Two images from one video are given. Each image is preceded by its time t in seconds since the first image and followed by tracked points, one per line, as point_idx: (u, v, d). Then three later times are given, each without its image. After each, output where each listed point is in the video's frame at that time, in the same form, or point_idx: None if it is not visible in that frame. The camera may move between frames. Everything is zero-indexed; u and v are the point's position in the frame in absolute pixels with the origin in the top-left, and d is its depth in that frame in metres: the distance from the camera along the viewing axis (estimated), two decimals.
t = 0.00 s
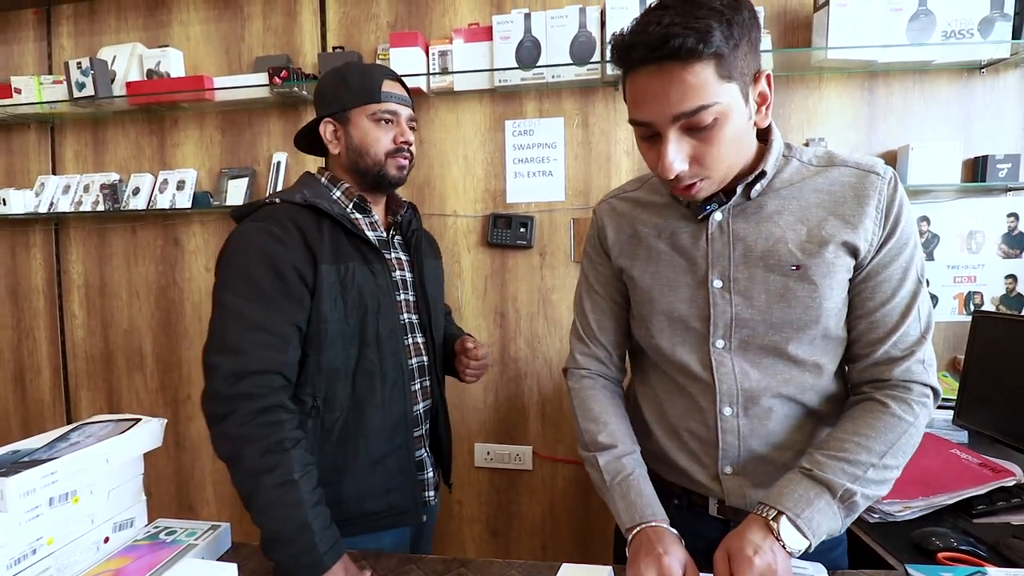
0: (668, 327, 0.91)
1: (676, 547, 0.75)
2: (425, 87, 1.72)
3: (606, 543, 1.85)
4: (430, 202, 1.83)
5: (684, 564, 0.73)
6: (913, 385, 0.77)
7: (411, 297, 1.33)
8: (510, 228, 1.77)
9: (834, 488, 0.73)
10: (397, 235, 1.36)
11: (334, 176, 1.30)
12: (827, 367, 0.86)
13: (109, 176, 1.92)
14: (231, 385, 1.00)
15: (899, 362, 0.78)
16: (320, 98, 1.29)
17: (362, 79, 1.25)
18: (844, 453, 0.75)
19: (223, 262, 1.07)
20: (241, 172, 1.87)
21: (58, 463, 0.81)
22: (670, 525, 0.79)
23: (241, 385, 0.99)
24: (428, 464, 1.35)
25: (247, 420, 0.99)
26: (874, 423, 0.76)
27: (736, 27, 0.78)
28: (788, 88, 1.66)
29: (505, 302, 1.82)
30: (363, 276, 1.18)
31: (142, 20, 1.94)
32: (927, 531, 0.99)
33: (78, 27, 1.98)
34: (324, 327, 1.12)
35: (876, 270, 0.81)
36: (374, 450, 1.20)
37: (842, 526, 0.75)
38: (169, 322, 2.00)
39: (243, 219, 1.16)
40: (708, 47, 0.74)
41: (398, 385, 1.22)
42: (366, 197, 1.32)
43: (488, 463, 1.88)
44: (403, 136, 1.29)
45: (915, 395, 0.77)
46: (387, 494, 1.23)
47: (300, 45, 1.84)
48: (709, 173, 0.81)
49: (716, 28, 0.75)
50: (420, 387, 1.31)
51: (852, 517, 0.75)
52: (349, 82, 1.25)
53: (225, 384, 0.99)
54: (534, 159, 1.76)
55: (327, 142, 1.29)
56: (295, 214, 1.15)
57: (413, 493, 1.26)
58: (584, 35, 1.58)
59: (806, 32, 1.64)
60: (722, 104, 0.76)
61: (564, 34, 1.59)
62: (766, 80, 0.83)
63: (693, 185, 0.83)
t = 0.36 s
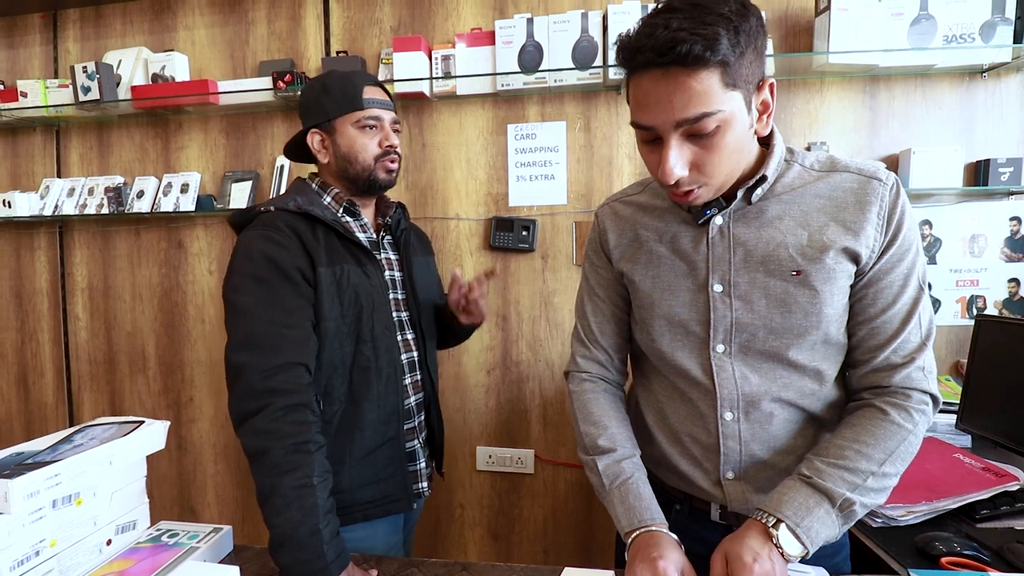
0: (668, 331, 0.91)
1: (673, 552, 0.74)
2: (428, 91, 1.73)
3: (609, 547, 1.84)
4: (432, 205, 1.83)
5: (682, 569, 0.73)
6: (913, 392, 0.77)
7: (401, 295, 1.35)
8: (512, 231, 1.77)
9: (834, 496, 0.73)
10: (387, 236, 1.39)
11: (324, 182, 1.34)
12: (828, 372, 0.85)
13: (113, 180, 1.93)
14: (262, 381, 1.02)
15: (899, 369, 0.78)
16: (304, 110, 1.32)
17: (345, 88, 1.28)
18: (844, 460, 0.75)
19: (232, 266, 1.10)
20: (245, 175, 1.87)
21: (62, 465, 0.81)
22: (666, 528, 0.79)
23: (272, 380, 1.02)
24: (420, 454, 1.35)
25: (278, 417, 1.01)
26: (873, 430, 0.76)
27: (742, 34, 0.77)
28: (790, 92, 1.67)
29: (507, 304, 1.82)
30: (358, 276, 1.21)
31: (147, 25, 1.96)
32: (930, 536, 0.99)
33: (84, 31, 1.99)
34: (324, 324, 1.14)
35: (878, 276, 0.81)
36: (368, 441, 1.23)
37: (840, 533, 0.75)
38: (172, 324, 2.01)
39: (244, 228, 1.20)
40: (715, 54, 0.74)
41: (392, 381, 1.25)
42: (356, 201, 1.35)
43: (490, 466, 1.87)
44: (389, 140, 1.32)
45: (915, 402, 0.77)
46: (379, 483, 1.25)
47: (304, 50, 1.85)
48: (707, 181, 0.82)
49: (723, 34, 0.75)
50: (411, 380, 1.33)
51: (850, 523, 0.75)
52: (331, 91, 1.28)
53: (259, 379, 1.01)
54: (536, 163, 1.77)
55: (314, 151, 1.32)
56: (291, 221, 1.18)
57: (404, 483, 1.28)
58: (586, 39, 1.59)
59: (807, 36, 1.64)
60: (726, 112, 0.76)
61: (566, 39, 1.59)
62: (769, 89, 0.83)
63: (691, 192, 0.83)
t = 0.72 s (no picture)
0: (670, 333, 0.92)
1: (671, 556, 0.74)
2: (431, 97, 1.74)
3: (610, 553, 1.84)
4: (434, 210, 1.84)
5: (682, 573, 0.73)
6: (912, 395, 0.77)
7: (379, 294, 1.36)
8: (514, 237, 1.78)
9: (836, 500, 0.73)
10: (361, 235, 1.40)
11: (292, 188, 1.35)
12: (829, 375, 0.86)
13: (118, 184, 1.94)
14: (238, 389, 1.04)
15: (898, 372, 0.79)
16: (263, 121, 1.36)
17: (297, 90, 1.32)
18: (845, 464, 0.75)
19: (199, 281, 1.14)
20: (249, 180, 1.88)
21: (65, 468, 0.82)
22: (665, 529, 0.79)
23: (247, 388, 1.04)
24: (396, 460, 1.34)
25: (253, 425, 1.02)
26: (874, 434, 0.76)
27: (745, 44, 0.78)
28: (791, 99, 1.67)
29: (509, 309, 1.83)
30: (321, 278, 1.21)
31: (153, 31, 1.97)
32: (932, 543, 0.98)
33: (90, 37, 2.01)
34: (289, 329, 1.15)
35: (877, 281, 0.82)
36: (335, 450, 1.21)
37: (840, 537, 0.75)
38: (174, 328, 2.01)
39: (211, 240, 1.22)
40: (721, 64, 0.75)
41: (360, 386, 1.24)
42: (324, 203, 1.36)
43: (491, 472, 1.87)
44: (347, 133, 1.34)
45: (914, 405, 0.77)
46: (350, 492, 1.23)
47: (309, 55, 1.87)
48: (717, 185, 0.82)
49: (728, 45, 0.76)
50: (389, 383, 1.33)
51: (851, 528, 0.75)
52: (284, 96, 1.32)
53: (235, 388, 1.04)
54: (538, 169, 1.78)
55: (278, 158, 1.36)
56: (251, 229, 1.21)
57: (377, 491, 1.25)
58: (588, 46, 1.60)
59: (808, 43, 1.65)
60: (732, 120, 0.77)
61: (568, 46, 1.61)
62: (772, 95, 0.83)
63: (699, 197, 0.84)
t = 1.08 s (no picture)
0: (674, 334, 0.92)
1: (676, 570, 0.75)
2: (432, 101, 1.75)
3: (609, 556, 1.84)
4: (435, 213, 1.85)
5: None
6: (908, 390, 0.77)
7: (344, 316, 1.36)
8: (514, 240, 1.78)
9: (827, 491, 0.73)
10: (335, 246, 1.40)
11: (262, 189, 1.36)
12: (832, 376, 0.85)
13: (119, 186, 1.95)
14: (192, 410, 1.04)
15: (893, 366, 0.79)
16: (225, 114, 1.33)
17: (263, 87, 1.28)
18: (837, 459, 0.75)
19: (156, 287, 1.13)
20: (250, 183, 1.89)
21: (68, 469, 0.82)
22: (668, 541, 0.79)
23: (203, 409, 1.04)
24: (352, 487, 1.36)
25: (214, 446, 1.03)
26: (868, 428, 0.76)
27: (752, 48, 0.79)
28: (791, 103, 1.68)
29: (509, 312, 1.83)
30: (284, 298, 1.20)
31: (155, 34, 1.98)
32: (930, 546, 0.99)
33: (92, 40, 2.02)
34: (246, 352, 1.15)
35: (876, 277, 0.82)
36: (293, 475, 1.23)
37: (842, 535, 0.73)
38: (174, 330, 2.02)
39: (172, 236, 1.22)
40: (730, 66, 0.76)
41: (319, 413, 1.25)
42: (295, 208, 1.37)
43: (490, 474, 1.87)
44: (321, 137, 1.32)
45: (908, 399, 0.77)
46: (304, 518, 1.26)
47: (310, 59, 1.87)
48: (724, 186, 0.83)
49: (736, 48, 0.76)
50: (348, 411, 1.35)
51: (853, 526, 0.73)
52: (248, 92, 1.29)
53: (190, 409, 1.03)
54: (538, 172, 1.78)
55: (244, 158, 1.35)
56: (212, 234, 1.19)
57: (329, 521, 1.27)
58: (589, 51, 1.61)
59: (808, 48, 1.66)
60: (739, 121, 0.78)
61: (568, 50, 1.61)
62: (775, 98, 0.84)
63: (706, 197, 0.84)
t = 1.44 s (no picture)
0: (670, 333, 0.92)
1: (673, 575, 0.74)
2: (433, 105, 1.76)
3: (610, 559, 1.84)
4: (435, 217, 1.85)
5: None
6: (901, 391, 0.77)
7: (351, 306, 1.37)
8: (515, 243, 1.79)
9: (833, 500, 0.72)
10: (332, 241, 1.42)
11: (258, 190, 1.37)
12: (828, 376, 0.85)
13: (121, 190, 1.95)
14: (205, 406, 1.03)
15: (884, 367, 0.79)
16: (219, 121, 1.33)
17: (256, 93, 1.28)
18: (839, 464, 0.74)
19: (164, 287, 1.13)
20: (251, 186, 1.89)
21: (69, 473, 0.82)
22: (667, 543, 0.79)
23: (217, 406, 1.03)
24: (370, 474, 1.37)
25: (227, 443, 1.03)
26: (866, 431, 0.75)
27: (748, 52, 0.80)
28: (790, 107, 1.69)
29: (509, 315, 1.83)
30: (293, 290, 1.22)
31: (157, 38, 1.99)
32: (931, 550, 0.99)
33: (95, 44, 2.03)
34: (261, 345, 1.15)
35: (869, 277, 0.82)
36: (310, 468, 1.23)
37: (843, 540, 0.73)
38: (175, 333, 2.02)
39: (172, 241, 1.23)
40: (727, 67, 0.76)
41: (334, 401, 1.26)
42: (293, 207, 1.38)
43: (491, 478, 1.87)
44: (314, 141, 1.33)
45: (902, 400, 0.76)
46: (326, 509, 1.26)
47: (312, 63, 1.88)
48: (721, 186, 0.83)
49: (733, 50, 0.77)
50: (361, 398, 1.35)
51: (854, 531, 0.73)
52: (241, 98, 1.29)
53: (202, 405, 1.03)
54: (539, 176, 1.79)
55: (238, 162, 1.35)
56: (218, 232, 1.20)
57: (353, 508, 1.28)
58: (589, 55, 1.61)
59: (807, 53, 1.67)
60: (735, 122, 0.78)
61: (569, 55, 1.62)
62: (769, 103, 0.85)
63: (704, 197, 0.84)
